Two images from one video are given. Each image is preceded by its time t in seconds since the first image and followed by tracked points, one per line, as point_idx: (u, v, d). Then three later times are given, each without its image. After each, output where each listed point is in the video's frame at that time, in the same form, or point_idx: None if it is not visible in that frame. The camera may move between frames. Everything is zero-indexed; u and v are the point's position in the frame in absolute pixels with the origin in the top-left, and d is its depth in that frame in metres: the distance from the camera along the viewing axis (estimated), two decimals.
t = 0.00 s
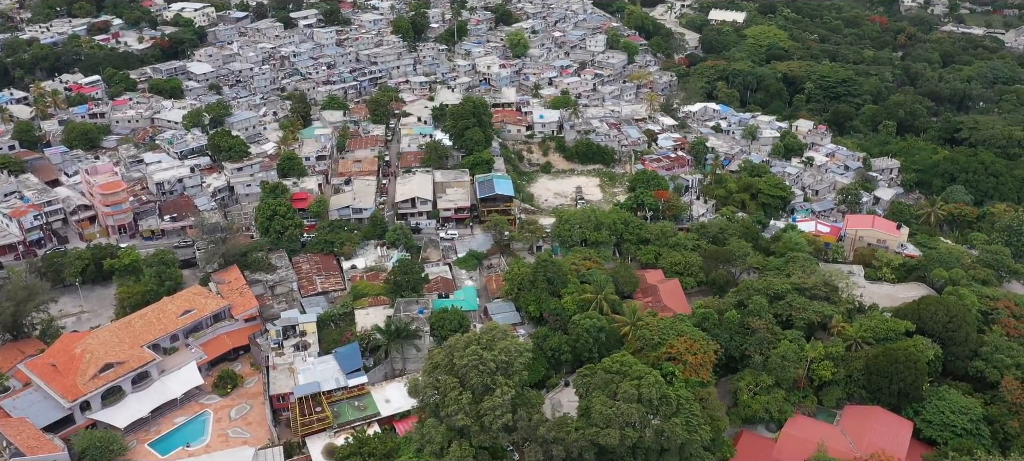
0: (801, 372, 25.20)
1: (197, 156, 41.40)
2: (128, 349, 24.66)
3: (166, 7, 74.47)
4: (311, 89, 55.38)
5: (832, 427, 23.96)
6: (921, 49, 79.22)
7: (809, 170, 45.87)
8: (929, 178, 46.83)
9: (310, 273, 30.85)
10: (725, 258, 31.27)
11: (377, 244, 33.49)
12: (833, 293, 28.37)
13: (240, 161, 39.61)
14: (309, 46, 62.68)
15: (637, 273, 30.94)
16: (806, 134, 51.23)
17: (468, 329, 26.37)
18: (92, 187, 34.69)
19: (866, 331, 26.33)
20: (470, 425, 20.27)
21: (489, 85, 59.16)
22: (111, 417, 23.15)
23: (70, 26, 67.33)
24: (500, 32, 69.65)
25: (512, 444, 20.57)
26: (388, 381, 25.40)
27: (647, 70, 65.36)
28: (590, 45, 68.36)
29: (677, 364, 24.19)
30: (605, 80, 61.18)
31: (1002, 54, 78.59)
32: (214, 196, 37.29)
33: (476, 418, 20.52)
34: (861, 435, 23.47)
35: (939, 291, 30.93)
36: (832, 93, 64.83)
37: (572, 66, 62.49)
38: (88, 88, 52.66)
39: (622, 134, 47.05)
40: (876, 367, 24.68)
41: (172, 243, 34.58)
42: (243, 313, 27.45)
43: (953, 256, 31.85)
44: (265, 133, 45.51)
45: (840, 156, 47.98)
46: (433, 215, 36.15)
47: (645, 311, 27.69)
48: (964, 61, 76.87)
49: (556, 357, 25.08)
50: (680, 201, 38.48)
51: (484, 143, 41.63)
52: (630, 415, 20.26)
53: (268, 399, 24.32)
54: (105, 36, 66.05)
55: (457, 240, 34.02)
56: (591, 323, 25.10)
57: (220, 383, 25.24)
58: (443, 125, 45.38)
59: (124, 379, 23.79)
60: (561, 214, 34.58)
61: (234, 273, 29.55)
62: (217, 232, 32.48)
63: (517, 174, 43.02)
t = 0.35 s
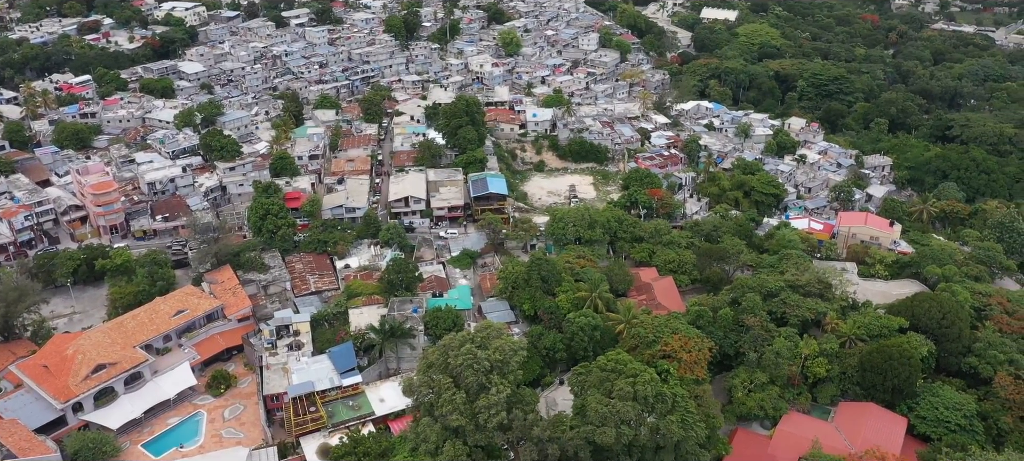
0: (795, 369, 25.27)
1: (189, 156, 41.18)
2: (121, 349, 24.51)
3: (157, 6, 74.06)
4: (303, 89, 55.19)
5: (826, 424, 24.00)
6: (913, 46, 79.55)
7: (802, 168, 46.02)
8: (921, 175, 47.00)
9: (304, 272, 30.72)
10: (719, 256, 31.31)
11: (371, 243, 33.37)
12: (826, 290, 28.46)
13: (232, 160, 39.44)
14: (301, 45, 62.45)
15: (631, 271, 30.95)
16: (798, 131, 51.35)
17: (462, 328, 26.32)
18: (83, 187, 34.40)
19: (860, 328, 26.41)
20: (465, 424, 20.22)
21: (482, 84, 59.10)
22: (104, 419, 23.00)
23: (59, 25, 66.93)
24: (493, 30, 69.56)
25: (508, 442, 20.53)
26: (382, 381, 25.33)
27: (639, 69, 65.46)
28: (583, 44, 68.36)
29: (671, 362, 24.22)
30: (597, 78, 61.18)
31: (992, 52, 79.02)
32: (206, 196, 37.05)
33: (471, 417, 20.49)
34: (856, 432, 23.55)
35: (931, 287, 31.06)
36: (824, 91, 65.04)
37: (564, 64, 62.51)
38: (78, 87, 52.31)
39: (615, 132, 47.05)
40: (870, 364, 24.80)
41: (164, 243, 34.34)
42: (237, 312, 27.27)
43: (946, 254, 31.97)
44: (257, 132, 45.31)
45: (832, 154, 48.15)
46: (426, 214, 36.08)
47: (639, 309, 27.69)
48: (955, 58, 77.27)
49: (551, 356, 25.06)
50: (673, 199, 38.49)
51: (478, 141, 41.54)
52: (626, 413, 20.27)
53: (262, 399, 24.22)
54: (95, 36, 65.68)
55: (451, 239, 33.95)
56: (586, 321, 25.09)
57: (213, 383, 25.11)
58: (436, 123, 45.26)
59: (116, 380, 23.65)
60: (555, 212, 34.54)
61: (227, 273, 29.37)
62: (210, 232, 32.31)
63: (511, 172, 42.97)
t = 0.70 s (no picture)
0: (795, 371, 25.14)
1: (185, 157, 40.89)
2: (116, 352, 24.26)
3: (153, 6, 73.72)
4: (300, 89, 54.93)
5: (828, 426, 23.82)
6: (910, 46, 79.49)
7: (801, 168, 45.91)
8: (921, 175, 46.86)
9: (301, 274, 30.49)
10: (718, 256, 31.14)
11: (368, 245, 33.11)
12: (827, 291, 28.31)
13: (228, 161, 39.20)
14: (298, 45, 62.18)
15: (631, 272, 30.77)
16: (797, 131, 51.23)
17: (461, 331, 26.10)
18: (78, 188, 34.01)
19: (861, 330, 26.26)
20: (464, 428, 20.01)
21: (479, 84, 58.91)
22: (99, 423, 22.75)
23: (55, 26, 66.62)
24: (490, 30, 69.39)
25: (507, 446, 20.29)
26: (380, 384, 25.10)
27: (637, 69, 65.37)
28: (580, 44, 68.22)
29: (672, 364, 24.02)
30: (595, 78, 61.02)
31: (990, 52, 79.00)
32: (203, 197, 36.76)
33: (470, 421, 20.29)
34: (858, 433, 23.37)
35: (932, 288, 30.93)
36: (822, 91, 64.96)
37: (562, 64, 62.38)
38: (73, 88, 51.97)
39: (614, 132, 46.91)
40: (872, 365, 24.68)
41: (160, 244, 34.03)
42: (233, 314, 27.00)
43: (946, 254, 31.86)
44: (253, 133, 45.06)
45: (831, 154, 48.07)
46: (424, 215, 35.90)
47: (639, 311, 27.50)
48: (952, 58, 77.25)
49: (550, 358, 24.86)
50: (672, 199, 38.31)
51: (475, 141, 41.30)
52: (627, 416, 20.07)
53: (259, 402, 23.96)
54: (91, 36, 65.39)
55: (449, 240, 33.73)
56: (586, 323, 24.88)
57: (209, 386, 24.86)
58: (433, 124, 45.02)
59: (111, 383, 23.40)
60: (554, 213, 34.32)
61: (224, 274, 29.11)
62: (206, 233, 32.06)
63: (509, 173, 42.77)
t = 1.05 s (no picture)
0: (800, 382, 24.70)
1: (179, 162, 40.40)
2: (106, 364, 23.72)
3: (148, 9, 73.21)
4: (295, 92, 54.49)
5: (834, 438, 23.36)
6: (909, 48, 79.21)
7: (801, 172, 45.51)
8: (922, 179, 46.48)
9: (296, 282, 29.94)
10: (720, 263, 30.72)
11: (364, 252, 32.59)
12: (831, 299, 27.88)
13: (223, 166, 38.65)
14: (294, 48, 61.68)
15: (631, 280, 30.28)
16: (797, 135, 50.87)
17: (459, 341, 25.62)
18: (69, 195, 33.52)
19: (866, 339, 25.85)
20: (462, 443, 19.50)
21: (477, 88, 58.48)
22: (89, 437, 22.19)
23: (49, 29, 66.10)
24: (487, 33, 68.98)
25: None
26: (377, 395, 24.62)
27: (635, 72, 65.07)
28: (578, 46, 67.86)
29: (674, 375, 23.57)
30: (593, 81, 60.62)
31: (989, 54, 78.75)
32: (196, 204, 36.16)
33: (468, 435, 19.80)
34: (865, 445, 22.90)
35: (936, 295, 30.53)
36: (821, 94, 64.63)
37: (560, 67, 62.10)
38: (67, 92, 51.41)
39: (612, 137, 46.50)
40: (878, 376, 24.23)
41: (153, 252, 33.38)
42: (227, 325, 26.47)
43: (950, 261, 31.47)
44: (248, 138, 44.55)
45: (831, 158, 47.68)
46: (421, 222, 35.41)
47: (640, 320, 27.06)
48: (952, 60, 76.98)
49: (550, 369, 24.37)
50: (673, 205, 37.85)
51: (473, 146, 40.83)
52: (629, 430, 19.59)
53: (253, 415, 23.45)
54: (85, 39, 64.83)
55: (447, 246, 33.22)
56: (586, 333, 24.42)
57: (202, 399, 24.19)
58: (431, 128, 44.54)
59: (102, 396, 22.88)
60: (553, 219, 33.83)
61: (217, 284, 28.57)
62: (200, 240, 31.55)
63: (507, 178, 42.33)
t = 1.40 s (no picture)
0: (801, 394, 24.17)
1: (166, 169, 39.62)
2: (88, 381, 22.91)
3: (135, 12, 72.26)
4: (284, 97, 53.83)
5: (836, 451, 22.87)
6: (901, 50, 79.00)
7: (797, 177, 45.08)
8: (917, 183, 46.11)
9: (284, 293, 29.28)
10: (717, 271, 30.21)
11: (354, 261, 31.89)
12: (830, 308, 27.41)
13: (209, 173, 37.94)
14: (283, 52, 60.91)
15: (626, 289, 29.75)
16: (791, 138, 50.48)
17: (451, 354, 25.00)
18: (52, 203, 32.65)
19: (866, 350, 25.48)
20: None
21: (468, 91, 57.86)
22: (69, 457, 21.41)
23: (34, 33, 65.15)
24: (479, 36, 68.37)
25: None
26: (367, 410, 23.95)
27: (628, 74, 64.92)
28: (570, 49, 67.34)
29: (672, 388, 23.05)
30: (586, 83, 60.08)
31: (981, 55, 78.69)
32: (183, 212, 35.38)
33: (462, 454, 19.22)
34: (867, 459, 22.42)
35: (936, 303, 30.14)
36: (815, 96, 64.31)
37: (552, 70, 61.91)
38: (51, 97, 50.50)
39: (606, 141, 45.93)
40: (879, 387, 23.80)
41: (138, 261, 32.48)
42: (212, 338, 25.65)
43: (949, 268, 31.10)
44: (236, 144, 43.80)
45: (827, 161, 47.27)
46: (413, 229, 34.71)
47: (636, 331, 26.51)
48: (944, 61, 76.86)
49: (544, 382, 23.73)
50: (668, 211, 37.28)
51: (465, 152, 40.20)
52: (628, 448, 19.07)
53: (239, 432, 22.73)
54: (71, 43, 63.90)
55: (438, 254, 32.52)
56: (582, 345, 23.87)
57: (187, 415, 23.48)
58: (422, 133, 43.88)
59: (83, 414, 22.06)
60: (547, 227, 33.22)
61: (203, 296, 27.79)
62: (185, 250, 30.82)
63: (499, 183, 41.73)
